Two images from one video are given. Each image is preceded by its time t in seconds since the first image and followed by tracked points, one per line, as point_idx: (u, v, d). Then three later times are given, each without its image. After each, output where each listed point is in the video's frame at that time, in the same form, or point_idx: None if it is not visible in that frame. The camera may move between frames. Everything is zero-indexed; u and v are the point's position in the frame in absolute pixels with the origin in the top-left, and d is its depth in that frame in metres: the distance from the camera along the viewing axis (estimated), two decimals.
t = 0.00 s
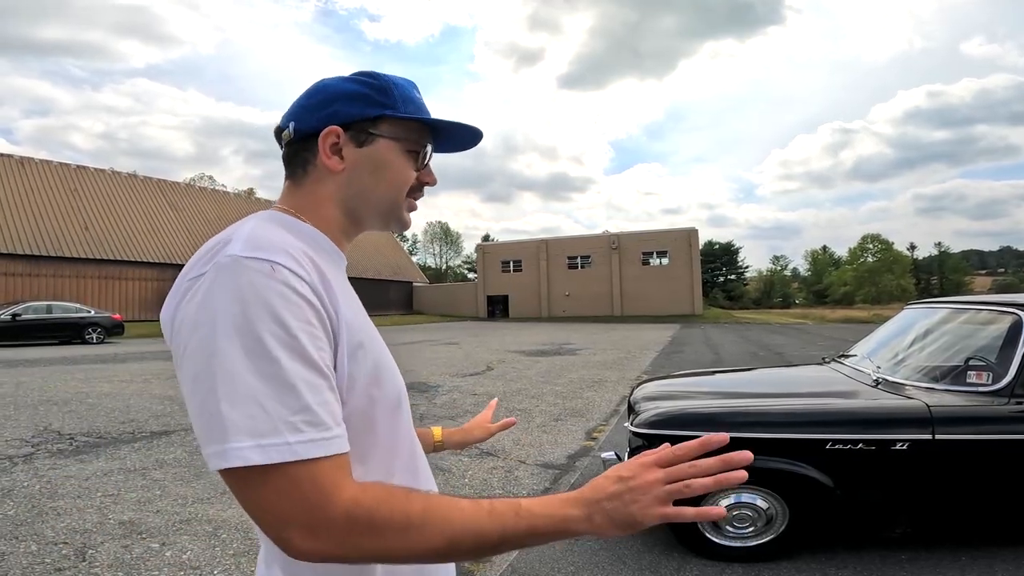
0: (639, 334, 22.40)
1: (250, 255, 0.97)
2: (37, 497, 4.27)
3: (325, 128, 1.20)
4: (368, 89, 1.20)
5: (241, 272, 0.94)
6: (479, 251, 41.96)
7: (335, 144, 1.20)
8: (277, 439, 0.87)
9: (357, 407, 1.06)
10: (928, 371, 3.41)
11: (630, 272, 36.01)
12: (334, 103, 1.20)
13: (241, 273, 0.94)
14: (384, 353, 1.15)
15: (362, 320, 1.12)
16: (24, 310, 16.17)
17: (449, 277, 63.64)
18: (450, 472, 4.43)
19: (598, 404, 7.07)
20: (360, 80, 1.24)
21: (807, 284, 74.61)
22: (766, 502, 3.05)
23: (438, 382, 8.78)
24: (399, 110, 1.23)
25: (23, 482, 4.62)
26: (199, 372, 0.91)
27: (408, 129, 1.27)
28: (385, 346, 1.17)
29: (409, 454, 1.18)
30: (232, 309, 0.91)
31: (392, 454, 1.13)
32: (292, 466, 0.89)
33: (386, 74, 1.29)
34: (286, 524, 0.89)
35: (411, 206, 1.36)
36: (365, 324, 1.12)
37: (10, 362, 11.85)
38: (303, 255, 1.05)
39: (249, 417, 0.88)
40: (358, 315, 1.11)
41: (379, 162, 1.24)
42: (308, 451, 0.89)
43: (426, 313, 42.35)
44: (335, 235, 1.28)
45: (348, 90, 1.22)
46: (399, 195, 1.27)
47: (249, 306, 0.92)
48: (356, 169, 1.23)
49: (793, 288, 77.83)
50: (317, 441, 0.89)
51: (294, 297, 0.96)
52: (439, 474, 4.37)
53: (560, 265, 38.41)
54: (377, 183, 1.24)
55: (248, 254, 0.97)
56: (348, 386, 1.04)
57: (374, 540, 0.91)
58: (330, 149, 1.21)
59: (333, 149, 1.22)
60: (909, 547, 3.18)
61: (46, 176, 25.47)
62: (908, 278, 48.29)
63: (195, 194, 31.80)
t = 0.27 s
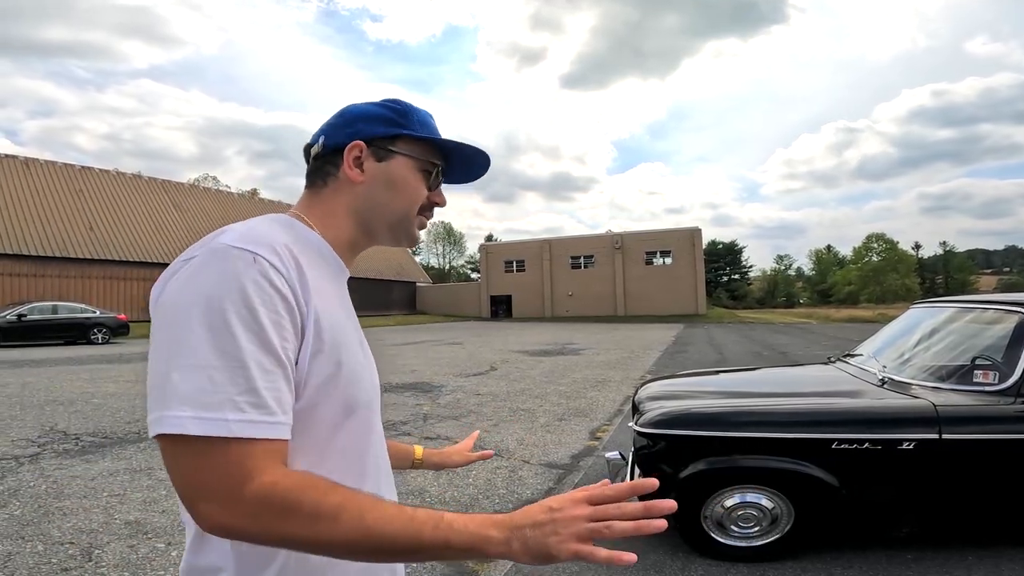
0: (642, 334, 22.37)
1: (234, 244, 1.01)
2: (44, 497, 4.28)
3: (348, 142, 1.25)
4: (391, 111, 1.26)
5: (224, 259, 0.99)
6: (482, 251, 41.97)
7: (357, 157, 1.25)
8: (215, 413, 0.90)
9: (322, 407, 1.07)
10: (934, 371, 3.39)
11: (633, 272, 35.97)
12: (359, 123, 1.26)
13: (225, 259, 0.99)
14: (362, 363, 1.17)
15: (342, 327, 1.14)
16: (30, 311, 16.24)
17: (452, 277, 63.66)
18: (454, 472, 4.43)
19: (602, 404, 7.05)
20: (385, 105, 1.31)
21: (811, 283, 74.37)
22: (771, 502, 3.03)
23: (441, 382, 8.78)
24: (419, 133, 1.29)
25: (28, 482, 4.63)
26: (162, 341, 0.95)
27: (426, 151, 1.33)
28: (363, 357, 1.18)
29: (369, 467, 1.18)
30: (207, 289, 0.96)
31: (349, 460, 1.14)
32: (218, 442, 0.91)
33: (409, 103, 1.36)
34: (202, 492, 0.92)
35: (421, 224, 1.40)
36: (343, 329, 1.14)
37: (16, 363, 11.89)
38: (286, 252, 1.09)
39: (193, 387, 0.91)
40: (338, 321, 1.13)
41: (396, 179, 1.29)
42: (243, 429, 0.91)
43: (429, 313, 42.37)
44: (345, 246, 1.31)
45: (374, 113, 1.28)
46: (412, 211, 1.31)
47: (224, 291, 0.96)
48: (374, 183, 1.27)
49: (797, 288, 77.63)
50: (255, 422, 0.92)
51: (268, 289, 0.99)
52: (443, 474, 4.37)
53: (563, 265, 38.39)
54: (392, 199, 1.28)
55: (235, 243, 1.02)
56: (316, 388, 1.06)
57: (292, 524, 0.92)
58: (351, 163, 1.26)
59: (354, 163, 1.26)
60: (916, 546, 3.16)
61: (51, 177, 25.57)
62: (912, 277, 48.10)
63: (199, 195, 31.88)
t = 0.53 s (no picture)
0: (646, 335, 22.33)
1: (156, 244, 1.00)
2: (50, 496, 4.29)
3: (314, 132, 1.24)
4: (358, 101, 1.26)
5: (145, 259, 0.97)
6: (486, 251, 41.98)
7: (323, 147, 1.24)
8: (120, 424, 0.90)
9: (257, 410, 1.06)
10: (943, 370, 3.37)
11: (637, 272, 35.92)
12: (324, 114, 1.26)
13: (146, 261, 0.98)
14: (313, 361, 1.13)
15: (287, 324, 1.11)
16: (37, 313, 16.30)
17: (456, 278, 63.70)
18: (460, 472, 4.41)
19: (607, 404, 7.03)
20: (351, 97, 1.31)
21: (815, 283, 74.14)
22: (780, 501, 3.01)
23: (446, 382, 8.78)
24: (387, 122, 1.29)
25: (36, 482, 4.64)
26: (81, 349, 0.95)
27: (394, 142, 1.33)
28: (318, 355, 1.15)
29: (325, 468, 1.16)
30: (123, 292, 0.95)
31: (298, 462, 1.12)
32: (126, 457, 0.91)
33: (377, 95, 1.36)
34: (111, 500, 0.92)
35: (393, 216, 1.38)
36: (289, 326, 1.11)
37: (24, 364, 11.93)
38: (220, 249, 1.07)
39: (101, 396, 0.90)
40: (279, 319, 1.09)
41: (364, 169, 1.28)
42: (150, 440, 0.90)
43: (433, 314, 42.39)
44: (312, 240, 1.31)
45: (340, 104, 1.28)
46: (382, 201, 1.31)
47: (140, 293, 0.94)
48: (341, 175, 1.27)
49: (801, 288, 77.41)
50: (167, 434, 0.91)
51: (188, 290, 0.97)
52: (448, 474, 4.36)
53: (567, 265, 38.36)
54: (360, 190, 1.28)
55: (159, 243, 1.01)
56: (250, 389, 1.04)
57: (206, 536, 0.93)
58: (317, 153, 1.25)
59: (319, 154, 1.26)
60: (926, 546, 3.14)
61: (57, 179, 25.68)
62: (918, 277, 47.90)
63: (204, 196, 31.97)
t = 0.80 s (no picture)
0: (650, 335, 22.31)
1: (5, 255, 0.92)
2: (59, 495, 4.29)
3: (231, 106, 1.19)
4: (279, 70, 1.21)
5: None
6: (489, 252, 42.02)
7: (241, 122, 1.19)
8: None
9: (135, 424, 0.98)
10: (954, 368, 3.34)
11: (641, 272, 35.88)
12: (244, 86, 1.21)
13: None
14: (200, 364, 1.05)
15: (164, 328, 1.03)
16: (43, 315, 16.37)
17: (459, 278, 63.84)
18: (466, 472, 4.40)
19: (613, 404, 7.01)
20: (276, 65, 1.25)
21: (820, 283, 73.96)
22: (790, 500, 2.99)
23: (451, 382, 8.77)
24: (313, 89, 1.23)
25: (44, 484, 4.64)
26: None
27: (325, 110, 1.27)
28: (210, 357, 1.07)
29: (233, 475, 1.09)
30: None
31: (197, 475, 1.05)
32: None
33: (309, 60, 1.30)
34: None
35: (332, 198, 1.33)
36: (167, 330, 1.03)
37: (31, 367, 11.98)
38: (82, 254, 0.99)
39: None
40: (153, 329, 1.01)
41: (289, 143, 1.22)
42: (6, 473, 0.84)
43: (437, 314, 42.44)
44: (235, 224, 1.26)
45: (263, 74, 1.23)
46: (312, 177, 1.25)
47: None
48: (262, 151, 1.21)
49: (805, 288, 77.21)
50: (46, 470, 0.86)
51: (32, 303, 0.89)
52: (455, 474, 4.34)
53: (570, 265, 38.35)
54: (284, 167, 1.22)
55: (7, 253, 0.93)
56: (124, 402, 0.97)
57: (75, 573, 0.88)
58: (234, 129, 1.20)
59: (239, 131, 1.21)
60: (937, 546, 3.12)
61: (64, 180, 25.78)
62: (923, 276, 47.72)
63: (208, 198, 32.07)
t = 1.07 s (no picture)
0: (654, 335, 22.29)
1: None
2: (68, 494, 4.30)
3: (137, 91, 1.18)
4: (193, 47, 1.18)
5: None
6: (492, 252, 42.04)
7: (147, 107, 1.18)
8: None
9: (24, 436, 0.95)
10: (964, 368, 3.32)
11: (644, 272, 35.85)
12: (153, 66, 1.19)
13: None
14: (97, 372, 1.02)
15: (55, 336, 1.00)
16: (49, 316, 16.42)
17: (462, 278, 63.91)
18: (471, 472, 4.39)
19: (618, 404, 7.00)
20: (194, 42, 1.23)
21: (823, 283, 73.79)
22: (799, 500, 2.98)
23: (456, 382, 8.78)
24: (230, 66, 1.20)
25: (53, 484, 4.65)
26: None
27: (244, 89, 1.24)
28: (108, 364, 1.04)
29: (144, 483, 1.06)
30: None
31: (100, 486, 1.01)
32: None
33: (235, 34, 1.27)
34: None
35: (263, 184, 1.30)
36: (59, 338, 1.00)
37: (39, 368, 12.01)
38: None
39: None
40: (43, 338, 0.98)
41: (201, 128, 1.20)
42: None
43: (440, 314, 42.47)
44: (153, 213, 1.25)
45: (176, 53, 1.21)
46: (227, 164, 1.22)
47: None
48: (172, 138, 1.20)
49: (809, 288, 77.06)
50: None
51: None
52: (460, 474, 4.33)
53: (574, 265, 38.33)
54: (196, 155, 1.20)
55: None
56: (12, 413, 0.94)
57: None
58: (142, 114, 1.19)
59: (149, 117, 1.20)
60: (948, 546, 3.09)
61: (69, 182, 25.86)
62: (927, 276, 47.58)
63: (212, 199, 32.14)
